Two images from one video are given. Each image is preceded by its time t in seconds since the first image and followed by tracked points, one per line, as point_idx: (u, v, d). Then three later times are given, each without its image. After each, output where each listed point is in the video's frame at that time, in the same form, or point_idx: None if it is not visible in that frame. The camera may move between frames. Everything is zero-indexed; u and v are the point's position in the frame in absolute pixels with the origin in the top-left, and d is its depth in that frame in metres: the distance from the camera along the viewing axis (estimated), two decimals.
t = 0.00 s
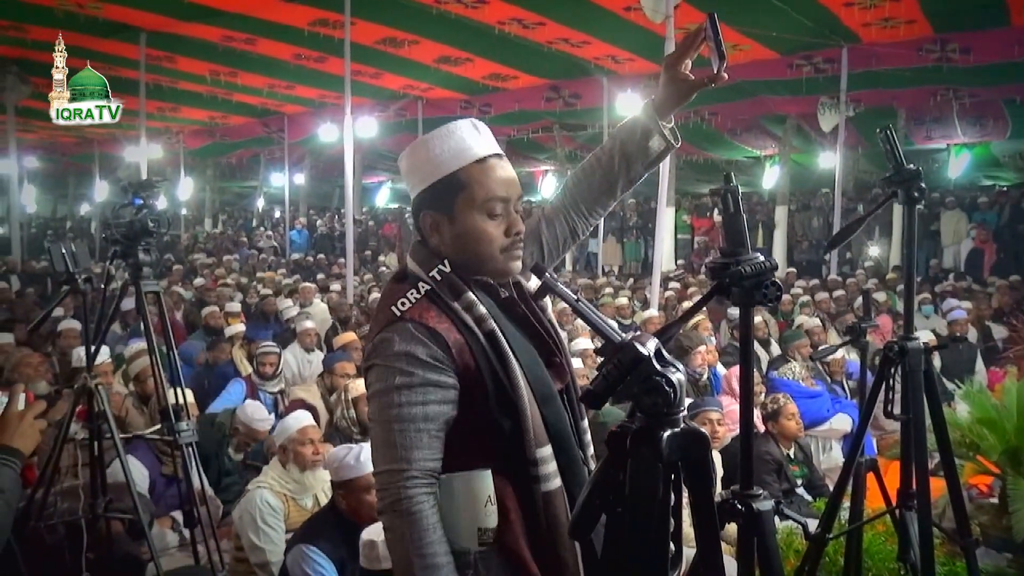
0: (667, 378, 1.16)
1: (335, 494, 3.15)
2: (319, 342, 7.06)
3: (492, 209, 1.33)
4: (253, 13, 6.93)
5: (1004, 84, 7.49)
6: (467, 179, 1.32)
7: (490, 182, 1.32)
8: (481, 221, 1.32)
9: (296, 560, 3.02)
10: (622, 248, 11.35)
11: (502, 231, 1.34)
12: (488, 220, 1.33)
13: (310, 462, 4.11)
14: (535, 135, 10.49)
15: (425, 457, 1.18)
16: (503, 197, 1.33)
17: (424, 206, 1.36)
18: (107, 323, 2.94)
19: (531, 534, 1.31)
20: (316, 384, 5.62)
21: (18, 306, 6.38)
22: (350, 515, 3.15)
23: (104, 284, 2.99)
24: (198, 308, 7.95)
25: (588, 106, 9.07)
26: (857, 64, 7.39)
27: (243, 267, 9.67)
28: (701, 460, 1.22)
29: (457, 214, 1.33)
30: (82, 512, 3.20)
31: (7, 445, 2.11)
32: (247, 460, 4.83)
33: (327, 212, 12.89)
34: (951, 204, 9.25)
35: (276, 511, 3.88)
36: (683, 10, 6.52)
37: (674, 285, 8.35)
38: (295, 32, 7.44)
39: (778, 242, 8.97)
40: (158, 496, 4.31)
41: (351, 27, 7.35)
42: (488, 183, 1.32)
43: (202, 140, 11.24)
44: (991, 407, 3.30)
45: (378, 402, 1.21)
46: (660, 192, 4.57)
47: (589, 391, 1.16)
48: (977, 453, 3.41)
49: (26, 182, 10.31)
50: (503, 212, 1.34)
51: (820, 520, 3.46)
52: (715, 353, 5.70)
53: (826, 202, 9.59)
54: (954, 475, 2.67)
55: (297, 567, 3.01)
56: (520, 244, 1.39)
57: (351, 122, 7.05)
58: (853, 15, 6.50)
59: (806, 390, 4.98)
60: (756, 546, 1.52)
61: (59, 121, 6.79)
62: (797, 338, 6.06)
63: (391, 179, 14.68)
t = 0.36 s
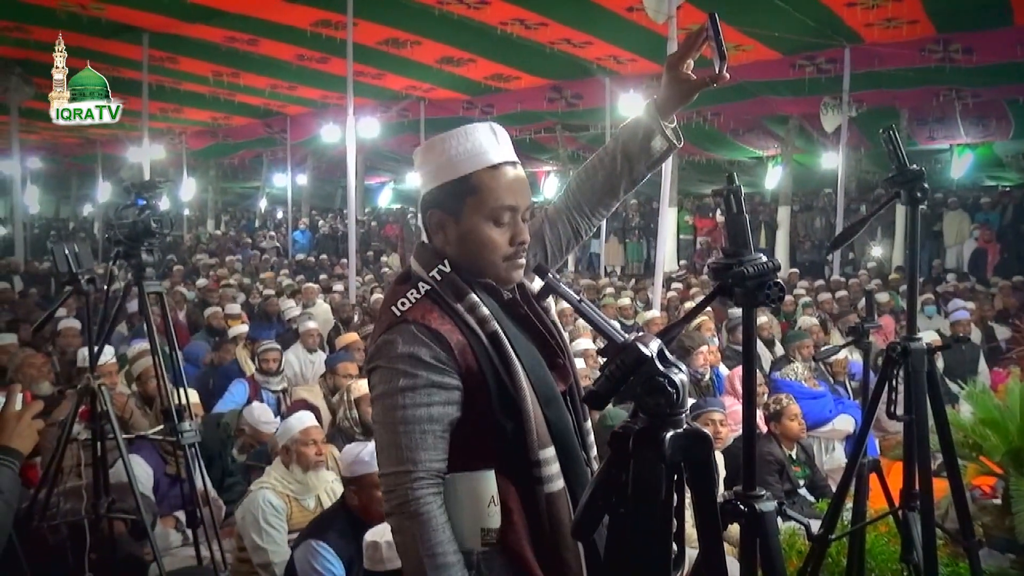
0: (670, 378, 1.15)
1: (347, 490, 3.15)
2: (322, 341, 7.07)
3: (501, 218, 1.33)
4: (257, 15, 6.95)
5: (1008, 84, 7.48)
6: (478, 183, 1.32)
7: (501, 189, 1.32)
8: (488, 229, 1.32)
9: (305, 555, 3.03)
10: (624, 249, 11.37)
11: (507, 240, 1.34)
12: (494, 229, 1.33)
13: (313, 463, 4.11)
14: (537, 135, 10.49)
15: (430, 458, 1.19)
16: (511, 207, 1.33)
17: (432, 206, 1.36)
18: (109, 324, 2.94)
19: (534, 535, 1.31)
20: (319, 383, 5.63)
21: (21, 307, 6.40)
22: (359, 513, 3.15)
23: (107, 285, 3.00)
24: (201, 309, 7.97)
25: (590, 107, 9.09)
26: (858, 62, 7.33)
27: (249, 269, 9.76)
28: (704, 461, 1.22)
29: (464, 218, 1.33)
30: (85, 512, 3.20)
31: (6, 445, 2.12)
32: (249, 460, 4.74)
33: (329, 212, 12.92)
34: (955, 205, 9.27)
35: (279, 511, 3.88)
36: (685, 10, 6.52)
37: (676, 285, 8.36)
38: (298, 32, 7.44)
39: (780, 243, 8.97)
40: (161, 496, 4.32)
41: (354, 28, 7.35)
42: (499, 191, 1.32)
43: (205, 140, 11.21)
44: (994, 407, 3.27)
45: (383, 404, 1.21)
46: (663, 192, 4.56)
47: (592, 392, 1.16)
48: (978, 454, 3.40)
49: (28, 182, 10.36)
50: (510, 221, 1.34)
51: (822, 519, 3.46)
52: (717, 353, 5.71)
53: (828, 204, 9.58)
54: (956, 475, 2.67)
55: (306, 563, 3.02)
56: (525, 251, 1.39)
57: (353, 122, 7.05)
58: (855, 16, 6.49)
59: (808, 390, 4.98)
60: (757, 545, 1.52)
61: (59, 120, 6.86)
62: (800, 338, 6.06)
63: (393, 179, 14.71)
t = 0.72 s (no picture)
0: (671, 379, 1.15)
1: (355, 487, 3.11)
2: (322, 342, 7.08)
3: (505, 220, 1.32)
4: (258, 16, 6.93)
5: (1008, 84, 7.48)
6: (482, 184, 1.31)
7: (505, 191, 1.31)
8: (491, 231, 1.32)
9: (309, 555, 3.03)
10: (625, 249, 11.39)
11: (510, 244, 1.34)
12: (499, 231, 1.32)
13: (314, 463, 4.09)
14: (538, 135, 10.50)
15: (429, 458, 1.19)
16: (516, 210, 1.33)
17: (437, 205, 1.35)
18: (109, 324, 2.93)
19: (533, 536, 1.30)
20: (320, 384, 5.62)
21: (21, 307, 6.41)
22: (366, 511, 3.11)
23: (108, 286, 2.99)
24: (201, 309, 7.98)
25: (590, 107, 9.10)
26: (858, 63, 7.33)
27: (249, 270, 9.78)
28: (705, 463, 1.21)
29: (468, 219, 1.33)
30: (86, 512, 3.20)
31: (2, 446, 2.12)
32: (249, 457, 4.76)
33: (330, 213, 12.93)
34: (955, 206, 9.28)
35: (279, 512, 3.88)
36: (686, 10, 6.52)
37: (676, 285, 8.36)
38: (299, 33, 7.44)
39: (781, 243, 8.98)
40: (162, 495, 4.32)
41: (355, 28, 7.34)
42: (505, 191, 1.31)
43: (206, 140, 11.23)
44: (994, 408, 3.27)
45: (383, 403, 1.21)
46: (665, 193, 4.55)
47: (593, 393, 1.17)
48: (978, 454, 3.40)
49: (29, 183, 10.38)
50: (515, 223, 1.34)
51: (822, 520, 3.46)
52: (717, 353, 5.71)
53: (829, 204, 9.58)
54: (958, 475, 2.67)
55: (310, 561, 3.03)
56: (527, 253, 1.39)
57: (354, 122, 7.05)
58: (856, 16, 6.49)
59: (809, 390, 4.96)
60: (758, 546, 1.52)
61: (60, 120, 6.86)
62: (800, 338, 6.06)
63: (394, 179, 14.74)
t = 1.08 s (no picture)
0: (673, 380, 1.15)
1: (352, 491, 3.14)
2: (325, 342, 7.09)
3: (498, 225, 1.32)
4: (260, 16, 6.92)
5: (1011, 85, 7.47)
6: (476, 188, 1.31)
7: (498, 196, 1.30)
8: (485, 236, 1.31)
9: (308, 557, 3.04)
10: (627, 249, 11.42)
11: (503, 247, 1.32)
12: (493, 236, 1.32)
13: (315, 464, 4.09)
14: (540, 136, 10.52)
15: (431, 458, 1.18)
16: (509, 214, 1.31)
17: (435, 204, 1.37)
18: (113, 324, 2.93)
19: (535, 536, 1.30)
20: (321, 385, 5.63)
21: (25, 307, 6.43)
22: (364, 515, 3.15)
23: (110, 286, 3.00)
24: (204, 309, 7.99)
25: (592, 108, 9.11)
26: (861, 63, 7.33)
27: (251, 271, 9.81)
28: (707, 463, 1.21)
29: (462, 221, 1.33)
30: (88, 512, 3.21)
31: (3, 450, 2.12)
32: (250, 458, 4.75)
33: (333, 214, 12.94)
34: (958, 206, 9.28)
35: (281, 512, 3.88)
36: (688, 11, 6.52)
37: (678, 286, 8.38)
38: (301, 33, 7.45)
39: (783, 244, 8.98)
40: (163, 496, 4.32)
41: (357, 28, 7.34)
42: (498, 195, 1.31)
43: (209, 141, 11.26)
44: (997, 409, 3.24)
45: (386, 403, 1.21)
46: (666, 193, 4.52)
47: (595, 393, 1.16)
48: (981, 455, 3.38)
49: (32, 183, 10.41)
50: (508, 230, 1.32)
51: (825, 520, 3.46)
52: (719, 354, 5.71)
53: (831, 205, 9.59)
54: (960, 475, 2.66)
55: (309, 564, 3.03)
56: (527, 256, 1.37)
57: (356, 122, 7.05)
58: (858, 16, 6.48)
59: (811, 391, 4.95)
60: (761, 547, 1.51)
61: (60, 120, 6.87)
62: (802, 338, 6.07)
63: (396, 180, 14.76)
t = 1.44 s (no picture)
0: (681, 382, 1.15)
1: (350, 497, 3.14)
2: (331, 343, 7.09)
3: (497, 219, 1.31)
4: (265, 18, 6.92)
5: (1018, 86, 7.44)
6: (475, 184, 1.31)
7: (497, 189, 1.30)
8: (485, 231, 1.31)
9: (310, 561, 3.04)
10: (633, 250, 11.42)
11: (504, 242, 1.31)
12: (493, 231, 1.31)
13: (322, 464, 4.09)
14: (546, 137, 10.51)
15: (437, 459, 1.18)
16: (507, 208, 1.30)
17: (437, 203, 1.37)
18: (120, 326, 2.94)
19: (541, 538, 1.30)
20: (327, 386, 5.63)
21: (33, 308, 6.46)
22: (364, 519, 3.15)
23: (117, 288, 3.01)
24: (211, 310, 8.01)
25: (598, 109, 9.11)
26: (867, 64, 7.30)
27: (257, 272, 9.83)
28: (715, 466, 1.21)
29: (462, 217, 1.33)
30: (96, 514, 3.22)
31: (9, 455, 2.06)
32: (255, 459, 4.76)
33: (339, 216, 12.96)
34: (966, 207, 9.27)
35: (288, 513, 3.88)
36: (693, 12, 6.51)
37: (684, 288, 8.39)
38: (307, 35, 7.46)
39: (789, 245, 8.96)
40: (171, 496, 4.35)
41: (363, 30, 7.34)
42: (496, 189, 1.30)
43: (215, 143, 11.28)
44: (1005, 411, 3.23)
45: (394, 403, 1.21)
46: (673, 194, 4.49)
47: (603, 395, 1.17)
48: (989, 457, 3.36)
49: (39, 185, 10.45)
50: (508, 223, 1.31)
51: (832, 523, 3.44)
52: (725, 355, 5.70)
53: (838, 206, 9.56)
54: (968, 478, 2.65)
55: (311, 567, 3.03)
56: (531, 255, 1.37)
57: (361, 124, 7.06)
58: (865, 17, 6.46)
59: (819, 393, 4.92)
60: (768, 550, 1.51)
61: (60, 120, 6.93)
62: (809, 340, 6.05)
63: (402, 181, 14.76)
